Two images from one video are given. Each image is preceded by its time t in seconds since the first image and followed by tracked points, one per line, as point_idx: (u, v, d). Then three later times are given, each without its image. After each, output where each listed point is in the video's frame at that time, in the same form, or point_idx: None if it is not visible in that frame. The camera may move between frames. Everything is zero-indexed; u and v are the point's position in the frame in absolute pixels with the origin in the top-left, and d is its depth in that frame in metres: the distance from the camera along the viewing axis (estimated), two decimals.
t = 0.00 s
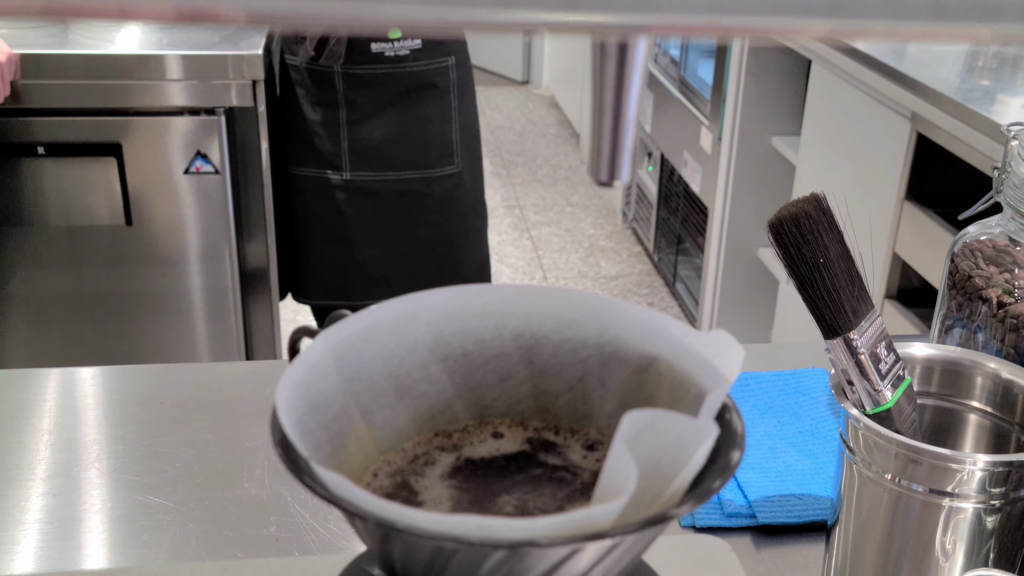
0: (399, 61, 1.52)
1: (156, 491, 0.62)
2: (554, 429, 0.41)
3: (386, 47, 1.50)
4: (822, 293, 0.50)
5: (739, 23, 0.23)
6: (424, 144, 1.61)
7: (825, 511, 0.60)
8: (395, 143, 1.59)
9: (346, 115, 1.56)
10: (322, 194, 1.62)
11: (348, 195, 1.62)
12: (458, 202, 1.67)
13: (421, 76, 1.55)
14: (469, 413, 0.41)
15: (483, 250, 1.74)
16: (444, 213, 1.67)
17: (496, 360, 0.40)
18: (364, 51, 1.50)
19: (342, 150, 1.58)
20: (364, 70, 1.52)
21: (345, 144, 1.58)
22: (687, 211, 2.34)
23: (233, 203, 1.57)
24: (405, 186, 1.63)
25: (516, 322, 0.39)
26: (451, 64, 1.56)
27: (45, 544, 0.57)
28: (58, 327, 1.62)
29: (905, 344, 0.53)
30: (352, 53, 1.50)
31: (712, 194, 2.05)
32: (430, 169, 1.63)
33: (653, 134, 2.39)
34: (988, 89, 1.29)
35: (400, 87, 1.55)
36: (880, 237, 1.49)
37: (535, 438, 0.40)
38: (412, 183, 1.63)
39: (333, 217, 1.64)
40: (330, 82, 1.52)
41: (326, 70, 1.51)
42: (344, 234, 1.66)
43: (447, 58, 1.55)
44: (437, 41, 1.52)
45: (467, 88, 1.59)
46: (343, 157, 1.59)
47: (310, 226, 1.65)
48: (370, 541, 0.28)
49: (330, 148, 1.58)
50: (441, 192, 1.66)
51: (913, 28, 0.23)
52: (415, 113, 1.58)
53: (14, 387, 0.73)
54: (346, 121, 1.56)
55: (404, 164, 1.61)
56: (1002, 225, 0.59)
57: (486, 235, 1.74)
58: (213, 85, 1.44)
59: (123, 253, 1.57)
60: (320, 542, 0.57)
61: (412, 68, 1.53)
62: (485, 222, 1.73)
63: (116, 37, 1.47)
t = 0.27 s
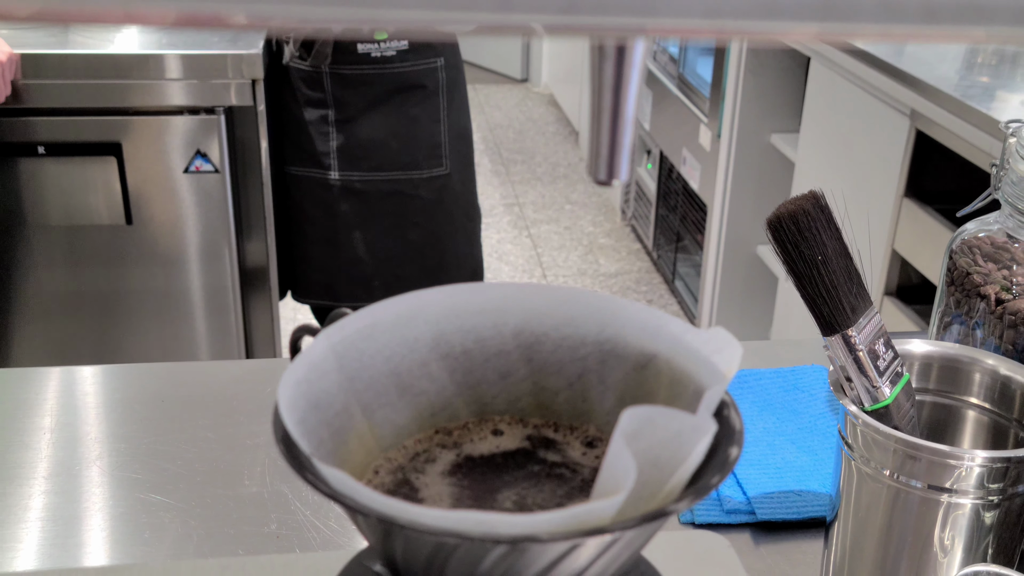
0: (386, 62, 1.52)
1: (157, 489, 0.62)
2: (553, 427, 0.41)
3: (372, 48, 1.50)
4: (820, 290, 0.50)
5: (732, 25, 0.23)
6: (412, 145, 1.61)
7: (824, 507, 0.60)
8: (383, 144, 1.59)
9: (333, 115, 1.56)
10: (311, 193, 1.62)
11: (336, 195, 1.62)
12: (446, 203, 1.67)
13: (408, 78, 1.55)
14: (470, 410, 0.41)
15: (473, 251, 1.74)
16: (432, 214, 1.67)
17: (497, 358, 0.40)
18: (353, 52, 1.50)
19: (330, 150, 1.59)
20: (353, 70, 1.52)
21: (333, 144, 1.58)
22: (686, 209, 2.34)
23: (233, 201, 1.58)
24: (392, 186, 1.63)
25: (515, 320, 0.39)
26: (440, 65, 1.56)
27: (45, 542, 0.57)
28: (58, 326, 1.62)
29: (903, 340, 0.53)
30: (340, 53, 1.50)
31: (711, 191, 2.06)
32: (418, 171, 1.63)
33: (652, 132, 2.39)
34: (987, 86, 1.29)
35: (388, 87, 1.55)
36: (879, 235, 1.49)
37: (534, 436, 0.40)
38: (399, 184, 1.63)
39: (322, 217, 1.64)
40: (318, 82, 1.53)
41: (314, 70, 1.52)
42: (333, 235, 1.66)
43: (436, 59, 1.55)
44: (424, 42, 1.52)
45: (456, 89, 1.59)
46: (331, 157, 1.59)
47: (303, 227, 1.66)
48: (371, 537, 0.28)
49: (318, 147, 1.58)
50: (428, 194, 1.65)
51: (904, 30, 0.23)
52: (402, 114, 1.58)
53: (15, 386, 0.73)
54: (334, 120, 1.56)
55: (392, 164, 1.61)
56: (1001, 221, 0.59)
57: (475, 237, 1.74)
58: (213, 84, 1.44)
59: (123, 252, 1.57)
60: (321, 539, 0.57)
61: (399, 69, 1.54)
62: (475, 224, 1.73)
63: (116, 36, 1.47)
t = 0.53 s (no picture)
0: (388, 59, 1.54)
1: (157, 484, 0.62)
2: (553, 419, 0.41)
3: (373, 45, 1.52)
4: (817, 285, 0.50)
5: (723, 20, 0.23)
6: (414, 143, 1.62)
7: (821, 502, 0.61)
8: (384, 142, 1.61)
9: (335, 113, 1.57)
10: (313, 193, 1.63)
11: (338, 194, 1.63)
12: (448, 201, 1.68)
13: (410, 76, 1.56)
14: (470, 403, 0.41)
15: (474, 249, 1.75)
16: (434, 211, 1.68)
17: (496, 351, 0.40)
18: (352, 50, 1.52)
19: (331, 148, 1.59)
20: (353, 69, 1.54)
21: (335, 142, 1.59)
22: (684, 206, 2.35)
23: (231, 199, 1.58)
24: (393, 184, 1.64)
25: (515, 313, 0.39)
26: (441, 63, 1.57)
27: (46, 537, 0.57)
28: (57, 324, 1.63)
29: (900, 335, 0.54)
30: (342, 51, 1.52)
31: (709, 189, 2.06)
32: (419, 168, 1.64)
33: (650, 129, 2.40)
34: (985, 83, 1.30)
35: (389, 86, 1.56)
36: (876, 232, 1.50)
37: (534, 428, 0.41)
38: (401, 183, 1.64)
39: (324, 215, 1.65)
40: (320, 80, 1.53)
41: (316, 68, 1.52)
42: (335, 233, 1.67)
43: (437, 57, 1.57)
44: (425, 40, 1.54)
45: (457, 87, 1.60)
46: (333, 155, 1.60)
47: (303, 227, 1.66)
48: (371, 525, 0.27)
49: (319, 146, 1.59)
50: (430, 191, 1.67)
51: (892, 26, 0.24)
52: (403, 112, 1.59)
53: (14, 382, 0.73)
54: (335, 119, 1.57)
55: (394, 162, 1.63)
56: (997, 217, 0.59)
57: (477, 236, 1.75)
58: (211, 82, 1.45)
59: (121, 250, 1.57)
60: (323, 533, 0.58)
61: (400, 67, 1.55)
62: (476, 222, 1.74)
63: (114, 34, 1.47)
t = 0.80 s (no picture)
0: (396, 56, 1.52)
1: (162, 474, 0.63)
2: (554, 404, 0.42)
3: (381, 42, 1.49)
4: (816, 274, 0.51)
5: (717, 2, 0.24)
6: (421, 140, 1.60)
7: (820, 491, 0.61)
8: (391, 139, 1.59)
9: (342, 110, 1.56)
10: (320, 188, 1.63)
11: (345, 190, 1.63)
12: (455, 198, 1.67)
13: (418, 73, 1.54)
14: (472, 387, 0.42)
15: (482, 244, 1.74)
16: (441, 209, 1.67)
17: (498, 337, 0.41)
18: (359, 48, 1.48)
19: (338, 145, 1.59)
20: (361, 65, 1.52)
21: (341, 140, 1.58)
22: (685, 201, 2.35)
23: (233, 194, 1.58)
24: (401, 181, 1.63)
25: (517, 299, 0.40)
26: (449, 58, 1.55)
27: (49, 527, 0.58)
28: (60, 319, 1.63)
29: (898, 325, 0.54)
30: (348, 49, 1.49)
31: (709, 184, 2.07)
32: (426, 165, 1.63)
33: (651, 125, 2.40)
34: (985, 77, 1.30)
35: (397, 84, 1.54)
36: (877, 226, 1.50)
37: (536, 413, 0.41)
38: (409, 179, 1.63)
39: (331, 212, 1.65)
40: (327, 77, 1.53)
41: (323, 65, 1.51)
42: (342, 229, 1.67)
43: (445, 53, 1.54)
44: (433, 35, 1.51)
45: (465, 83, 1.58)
46: (340, 153, 1.59)
47: (307, 222, 1.67)
48: (377, 504, 0.27)
49: (326, 143, 1.59)
50: (437, 188, 1.65)
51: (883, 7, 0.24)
52: (411, 109, 1.57)
53: (17, 374, 0.73)
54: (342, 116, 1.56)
55: (401, 159, 1.61)
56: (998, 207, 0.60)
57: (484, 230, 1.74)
58: (213, 77, 1.45)
59: (123, 245, 1.58)
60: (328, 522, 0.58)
61: (408, 63, 1.53)
62: (484, 217, 1.72)
63: (115, 30, 1.47)
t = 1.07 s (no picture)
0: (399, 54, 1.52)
1: (164, 468, 0.63)
2: (551, 397, 0.42)
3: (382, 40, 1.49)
4: (810, 271, 0.51)
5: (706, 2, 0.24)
6: (423, 137, 1.61)
7: (815, 485, 0.62)
8: (393, 137, 1.60)
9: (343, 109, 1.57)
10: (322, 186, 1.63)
11: (347, 188, 1.64)
12: (458, 193, 1.67)
13: (420, 70, 1.55)
14: (471, 380, 0.42)
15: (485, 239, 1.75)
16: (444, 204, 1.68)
17: (496, 332, 0.41)
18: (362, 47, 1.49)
19: (341, 144, 1.59)
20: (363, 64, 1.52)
21: (344, 138, 1.59)
22: (684, 199, 2.36)
23: (235, 192, 1.59)
24: (403, 177, 1.64)
25: (516, 293, 0.40)
26: (451, 55, 1.55)
27: (52, 520, 0.59)
28: (62, 316, 1.64)
29: (891, 320, 0.55)
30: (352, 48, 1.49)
31: (710, 182, 2.07)
32: (429, 161, 1.64)
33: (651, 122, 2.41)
34: (984, 75, 1.31)
35: (400, 81, 1.55)
36: (875, 224, 1.51)
37: (533, 405, 0.42)
38: (412, 176, 1.64)
39: (334, 210, 1.66)
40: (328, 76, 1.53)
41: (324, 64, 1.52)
42: (345, 227, 1.68)
43: (446, 50, 1.55)
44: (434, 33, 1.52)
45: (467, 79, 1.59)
46: (342, 151, 1.60)
47: (309, 220, 1.67)
48: (378, 493, 0.27)
49: (329, 141, 1.59)
50: (440, 184, 1.66)
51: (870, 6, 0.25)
52: (413, 106, 1.58)
53: (20, 369, 0.74)
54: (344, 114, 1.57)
55: (403, 155, 1.62)
56: (991, 205, 0.60)
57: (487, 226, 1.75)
58: (214, 76, 1.46)
59: (126, 242, 1.59)
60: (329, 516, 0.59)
61: (410, 61, 1.53)
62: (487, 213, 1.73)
63: (117, 28, 1.48)
